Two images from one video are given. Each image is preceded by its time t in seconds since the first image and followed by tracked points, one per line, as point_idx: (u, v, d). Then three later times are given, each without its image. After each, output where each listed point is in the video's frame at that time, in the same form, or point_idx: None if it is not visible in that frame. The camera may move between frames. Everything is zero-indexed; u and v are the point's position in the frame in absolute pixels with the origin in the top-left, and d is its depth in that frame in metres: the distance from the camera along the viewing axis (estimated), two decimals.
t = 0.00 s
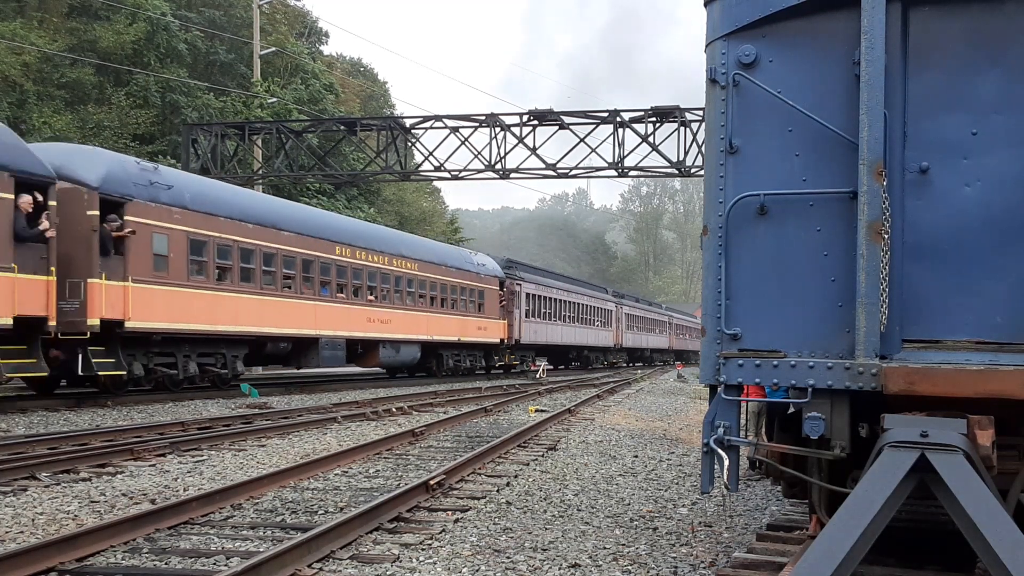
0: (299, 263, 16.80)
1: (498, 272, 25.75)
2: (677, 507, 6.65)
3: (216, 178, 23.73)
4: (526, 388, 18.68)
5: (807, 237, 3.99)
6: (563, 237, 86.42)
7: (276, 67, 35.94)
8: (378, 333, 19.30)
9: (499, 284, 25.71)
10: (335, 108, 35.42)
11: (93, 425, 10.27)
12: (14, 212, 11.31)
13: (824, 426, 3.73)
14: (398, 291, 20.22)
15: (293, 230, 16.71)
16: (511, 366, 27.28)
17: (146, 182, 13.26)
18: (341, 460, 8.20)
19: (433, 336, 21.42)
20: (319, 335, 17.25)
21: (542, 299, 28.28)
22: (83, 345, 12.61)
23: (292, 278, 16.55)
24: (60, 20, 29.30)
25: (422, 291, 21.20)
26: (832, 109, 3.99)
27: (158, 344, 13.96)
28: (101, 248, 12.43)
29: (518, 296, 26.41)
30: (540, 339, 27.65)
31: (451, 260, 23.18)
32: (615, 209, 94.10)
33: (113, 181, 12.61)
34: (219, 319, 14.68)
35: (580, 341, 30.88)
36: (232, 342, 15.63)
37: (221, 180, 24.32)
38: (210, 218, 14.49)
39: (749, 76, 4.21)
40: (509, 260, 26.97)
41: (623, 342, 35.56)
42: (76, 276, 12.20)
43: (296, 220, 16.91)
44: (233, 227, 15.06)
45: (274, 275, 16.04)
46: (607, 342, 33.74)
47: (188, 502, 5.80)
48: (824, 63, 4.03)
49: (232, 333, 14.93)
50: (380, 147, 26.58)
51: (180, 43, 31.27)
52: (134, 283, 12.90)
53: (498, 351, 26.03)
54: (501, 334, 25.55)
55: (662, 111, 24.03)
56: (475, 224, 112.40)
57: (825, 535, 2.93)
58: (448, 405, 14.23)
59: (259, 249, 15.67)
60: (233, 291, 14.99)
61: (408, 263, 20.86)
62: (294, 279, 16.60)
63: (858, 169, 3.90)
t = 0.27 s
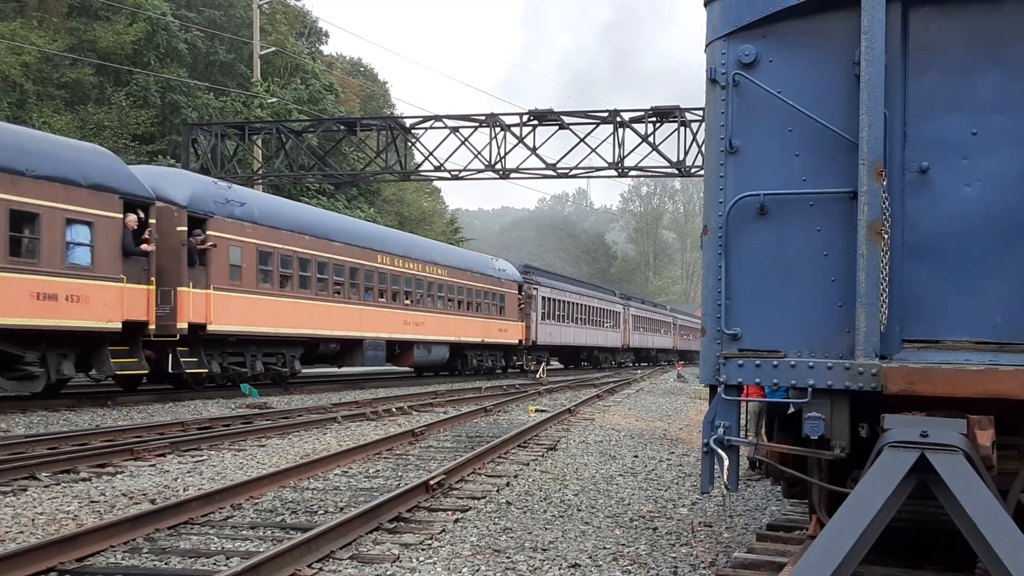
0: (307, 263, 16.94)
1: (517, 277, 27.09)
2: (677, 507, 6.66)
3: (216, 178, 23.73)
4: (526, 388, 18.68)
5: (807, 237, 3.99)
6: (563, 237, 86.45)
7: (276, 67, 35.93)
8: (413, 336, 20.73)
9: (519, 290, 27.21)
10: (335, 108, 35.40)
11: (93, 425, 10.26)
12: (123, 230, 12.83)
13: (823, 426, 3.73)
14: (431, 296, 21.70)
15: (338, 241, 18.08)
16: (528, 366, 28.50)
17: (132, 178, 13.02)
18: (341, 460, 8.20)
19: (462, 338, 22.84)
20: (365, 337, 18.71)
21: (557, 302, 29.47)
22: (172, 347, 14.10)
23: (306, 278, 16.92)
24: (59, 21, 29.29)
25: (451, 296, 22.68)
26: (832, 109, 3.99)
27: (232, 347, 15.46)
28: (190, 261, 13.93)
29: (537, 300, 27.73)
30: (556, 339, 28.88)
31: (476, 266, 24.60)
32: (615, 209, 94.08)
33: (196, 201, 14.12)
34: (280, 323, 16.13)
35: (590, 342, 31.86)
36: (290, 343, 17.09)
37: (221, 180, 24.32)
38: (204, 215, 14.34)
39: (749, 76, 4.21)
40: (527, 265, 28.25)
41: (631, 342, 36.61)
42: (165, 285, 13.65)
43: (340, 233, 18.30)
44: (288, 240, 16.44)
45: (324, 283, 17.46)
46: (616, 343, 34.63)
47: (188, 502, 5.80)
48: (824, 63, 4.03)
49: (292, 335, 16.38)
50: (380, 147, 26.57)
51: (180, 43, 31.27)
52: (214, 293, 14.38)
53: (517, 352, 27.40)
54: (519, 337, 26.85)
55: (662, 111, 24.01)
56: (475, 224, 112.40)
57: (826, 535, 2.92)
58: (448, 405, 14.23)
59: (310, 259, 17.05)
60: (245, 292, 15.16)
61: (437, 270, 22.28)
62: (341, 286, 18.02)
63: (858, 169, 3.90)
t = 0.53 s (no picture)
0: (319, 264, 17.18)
1: (533, 281, 28.31)
2: (677, 507, 6.66)
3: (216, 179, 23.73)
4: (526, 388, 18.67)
5: (807, 237, 3.99)
6: (563, 237, 86.47)
7: (276, 67, 35.95)
8: (443, 337, 22.18)
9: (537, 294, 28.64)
10: (335, 108, 35.40)
11: (93, 425, 10.26)
12: (206, 243, 14.46)
13: (824, 426, 3.73)
14: (458, 300, 23.14)
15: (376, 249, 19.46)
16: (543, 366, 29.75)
17: (128, 177, 12.99)
18: (341, 460, 8.20)
19: (484, 338, 24.23)
20: (402, 338, 20.15)
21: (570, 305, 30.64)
22: (243, 348, 15.77)
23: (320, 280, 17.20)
24: (60, 21, 29.30)
25: (475, 299, 24.10)
26: (832, 109, 3.99)
27: (291, 348, 16.99)
28: (260, 270, 15.55)
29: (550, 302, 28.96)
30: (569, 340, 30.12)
31: (497, 271, 26.04)
32: (615, 209, 94.10)
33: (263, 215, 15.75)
34: (331, 325, 17.57)
35: (599, 342, 32.90)
36: (337, 343, 18.56)
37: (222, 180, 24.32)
38: (193, 214, 14.17)
39: (749, 76, 4.21)
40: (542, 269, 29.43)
41: (637, 343, 37.72)
42: (239, 292, 15.29)
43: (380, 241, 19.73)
44: (336, 248, 17.86)
45: (366, 288, 18.85)
46: (624, 343, 35.58)
47: (188, 502, 5.80)
48: (824, 63, 4.03)
49: (341, 337, 17.85)
50: (380, 147, 26.57)
51: (180, 43, 31.29)
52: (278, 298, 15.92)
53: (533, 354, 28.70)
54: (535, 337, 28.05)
55: (662, 111, 24.01)
56: (476, 224, 112.42)
57: (825, 535, 2.92)
58: (448, 405, 14.23)
59: (353, 266, 18.43)
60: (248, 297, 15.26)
61: (463, 275, 23.70)
62: (381, 291, 19.43)
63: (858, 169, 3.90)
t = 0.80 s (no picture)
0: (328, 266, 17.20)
1: (549, 285, 29.40)
2: (677, 507, 6.66)
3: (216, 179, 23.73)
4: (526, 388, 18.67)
5: (807, 237, 3.99)
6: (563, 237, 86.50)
7: (276, 68, 35.95)
8: (468, 339, 23.39)
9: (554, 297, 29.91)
10: (335, 108, 35.40)
11: (93, 425, 10.26)
12: (272, 255, 15.86)
13: (823, 426, 3.73)
14: (483, 303, 24.47)
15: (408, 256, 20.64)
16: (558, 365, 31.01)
17: (151, 183, 13.27)
18: (341, 460, 8.20)
19: (508, 340, 25.58)
20: (432, 339, 21.37)
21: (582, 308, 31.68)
22: (301, 349, 17.19)
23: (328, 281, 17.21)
24: (60, 21, 29.30)
25: (499, 303, 25.45)
26: (832, 109, 3.99)
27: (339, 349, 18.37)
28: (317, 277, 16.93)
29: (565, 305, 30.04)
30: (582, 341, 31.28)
31: (515, 277, 27.29)
32: (615, 209, 94.09)
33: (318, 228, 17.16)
34: (371, 327, 18.83)
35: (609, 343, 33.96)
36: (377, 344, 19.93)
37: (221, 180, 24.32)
38: (213, 219, 14.47)
39: (749, 76, 4.21)
40: (557, 273, 30.48)
41: (644, 343, 38.76)
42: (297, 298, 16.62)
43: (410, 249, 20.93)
44: (374, 257, 19.10)
45: (400, 293, 20.04)
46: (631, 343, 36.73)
47: (188, 502, 5.80)
48: (823, 63, 4.03)
49: (380, 338, 19.11)
50: (380, 147, 26.57)
51: (180, 43, 31.29)
52: (330, 303, 17.26)
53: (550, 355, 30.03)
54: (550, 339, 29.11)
55: (662, 111, 24.01)
56: (476, 224, 112.38)
57: (825, 536, 2.92)
58: (448, 405, 14.23)
59: (388, 272, 19.61)
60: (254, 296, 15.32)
61: (484, 280, 24.94)
62: (413, 296, 20.63)
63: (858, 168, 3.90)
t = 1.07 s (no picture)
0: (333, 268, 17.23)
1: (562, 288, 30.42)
2: (677, 507, 6.66)
3: (216, 179, 23.74)
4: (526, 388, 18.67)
5: (807, 237, 3.99)
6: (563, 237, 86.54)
7: (276, 67, 35.96)
8: (490, 339, 24.50)
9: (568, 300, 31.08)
10: (335, 108, 35.42)
11: (93, 425, 10.26)
12: (326, 263, 17.07)
13: (823, 426, 3.73)
14: (505, 306, 25.69)
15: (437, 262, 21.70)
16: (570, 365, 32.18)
17: (178, 188, 13.51)
18: (341, 460, 8.19)
19: (527, 342, 26.83)
20: (460, 339, 22.48)
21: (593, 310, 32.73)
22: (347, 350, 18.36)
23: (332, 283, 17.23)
24: (60, 21, 29.30)
25: (519, 306, 26.69)
26: (832, 109, 3.99)
27: (380, 349, 19.55)
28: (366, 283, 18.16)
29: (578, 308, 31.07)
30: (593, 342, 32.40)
31: (532, 280, 28.53)
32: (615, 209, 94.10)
33: (365, 238, 18.39)
34: (408, 330, 19.96)
35: (618, 343, 34.95)
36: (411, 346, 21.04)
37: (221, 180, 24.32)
38: (235, 224, 14.68)
39: (749, 76, 4.21)
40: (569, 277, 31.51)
41: (650, 343, 39.67)
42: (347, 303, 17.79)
43: (441, 255, 22.00)
44: (408, 263, 20.17)
45: (431, 297, 21.12)
46: (637, 344, 37.85)
47: (188, 502, 5.80)
48: (823, 63, 4.03)
49: (417, 340, 20.30)
50: (380, 147, 26.56)
51: (180, 43, 31.30)
52: (374, 307, 18.46)
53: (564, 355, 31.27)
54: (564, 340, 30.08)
55: (662, 111, 24.01)
56: (476, 224, 112.46)
57: (825, 536, 2.92)
58: (448, 405, 14.23)
59: (421, 278, 20.67)
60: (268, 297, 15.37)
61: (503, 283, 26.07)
62: (442, 300, 21.72)
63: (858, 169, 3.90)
